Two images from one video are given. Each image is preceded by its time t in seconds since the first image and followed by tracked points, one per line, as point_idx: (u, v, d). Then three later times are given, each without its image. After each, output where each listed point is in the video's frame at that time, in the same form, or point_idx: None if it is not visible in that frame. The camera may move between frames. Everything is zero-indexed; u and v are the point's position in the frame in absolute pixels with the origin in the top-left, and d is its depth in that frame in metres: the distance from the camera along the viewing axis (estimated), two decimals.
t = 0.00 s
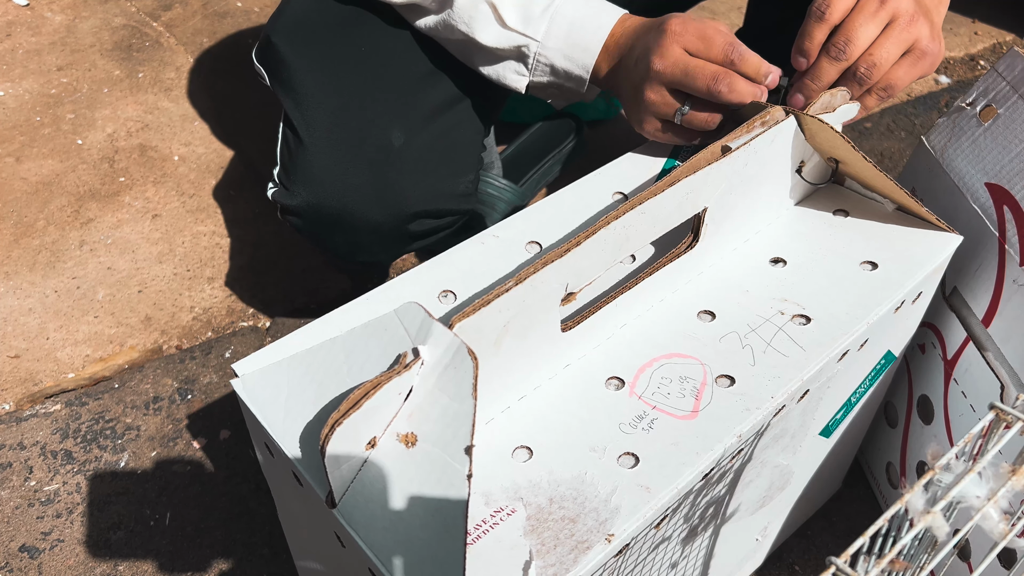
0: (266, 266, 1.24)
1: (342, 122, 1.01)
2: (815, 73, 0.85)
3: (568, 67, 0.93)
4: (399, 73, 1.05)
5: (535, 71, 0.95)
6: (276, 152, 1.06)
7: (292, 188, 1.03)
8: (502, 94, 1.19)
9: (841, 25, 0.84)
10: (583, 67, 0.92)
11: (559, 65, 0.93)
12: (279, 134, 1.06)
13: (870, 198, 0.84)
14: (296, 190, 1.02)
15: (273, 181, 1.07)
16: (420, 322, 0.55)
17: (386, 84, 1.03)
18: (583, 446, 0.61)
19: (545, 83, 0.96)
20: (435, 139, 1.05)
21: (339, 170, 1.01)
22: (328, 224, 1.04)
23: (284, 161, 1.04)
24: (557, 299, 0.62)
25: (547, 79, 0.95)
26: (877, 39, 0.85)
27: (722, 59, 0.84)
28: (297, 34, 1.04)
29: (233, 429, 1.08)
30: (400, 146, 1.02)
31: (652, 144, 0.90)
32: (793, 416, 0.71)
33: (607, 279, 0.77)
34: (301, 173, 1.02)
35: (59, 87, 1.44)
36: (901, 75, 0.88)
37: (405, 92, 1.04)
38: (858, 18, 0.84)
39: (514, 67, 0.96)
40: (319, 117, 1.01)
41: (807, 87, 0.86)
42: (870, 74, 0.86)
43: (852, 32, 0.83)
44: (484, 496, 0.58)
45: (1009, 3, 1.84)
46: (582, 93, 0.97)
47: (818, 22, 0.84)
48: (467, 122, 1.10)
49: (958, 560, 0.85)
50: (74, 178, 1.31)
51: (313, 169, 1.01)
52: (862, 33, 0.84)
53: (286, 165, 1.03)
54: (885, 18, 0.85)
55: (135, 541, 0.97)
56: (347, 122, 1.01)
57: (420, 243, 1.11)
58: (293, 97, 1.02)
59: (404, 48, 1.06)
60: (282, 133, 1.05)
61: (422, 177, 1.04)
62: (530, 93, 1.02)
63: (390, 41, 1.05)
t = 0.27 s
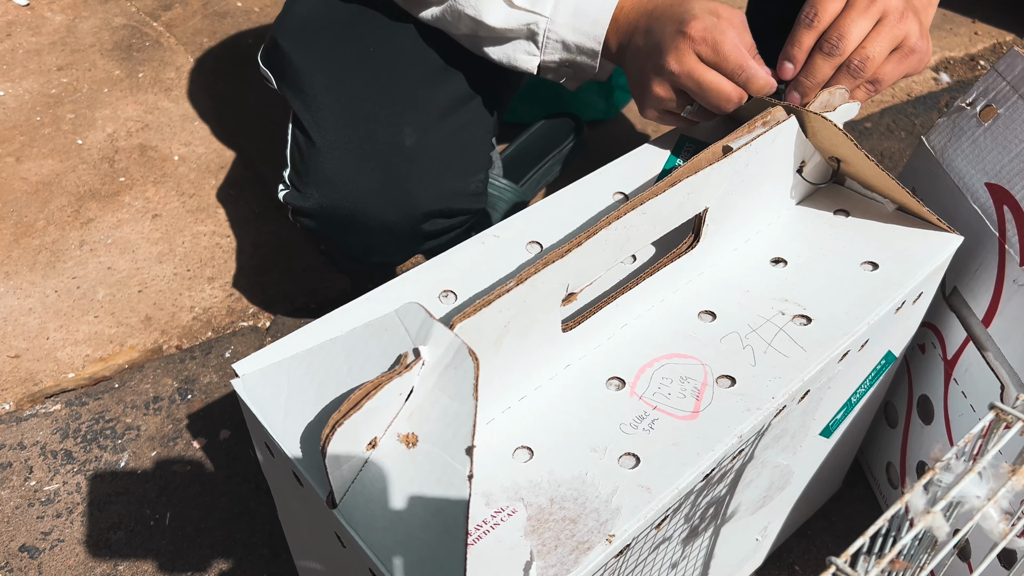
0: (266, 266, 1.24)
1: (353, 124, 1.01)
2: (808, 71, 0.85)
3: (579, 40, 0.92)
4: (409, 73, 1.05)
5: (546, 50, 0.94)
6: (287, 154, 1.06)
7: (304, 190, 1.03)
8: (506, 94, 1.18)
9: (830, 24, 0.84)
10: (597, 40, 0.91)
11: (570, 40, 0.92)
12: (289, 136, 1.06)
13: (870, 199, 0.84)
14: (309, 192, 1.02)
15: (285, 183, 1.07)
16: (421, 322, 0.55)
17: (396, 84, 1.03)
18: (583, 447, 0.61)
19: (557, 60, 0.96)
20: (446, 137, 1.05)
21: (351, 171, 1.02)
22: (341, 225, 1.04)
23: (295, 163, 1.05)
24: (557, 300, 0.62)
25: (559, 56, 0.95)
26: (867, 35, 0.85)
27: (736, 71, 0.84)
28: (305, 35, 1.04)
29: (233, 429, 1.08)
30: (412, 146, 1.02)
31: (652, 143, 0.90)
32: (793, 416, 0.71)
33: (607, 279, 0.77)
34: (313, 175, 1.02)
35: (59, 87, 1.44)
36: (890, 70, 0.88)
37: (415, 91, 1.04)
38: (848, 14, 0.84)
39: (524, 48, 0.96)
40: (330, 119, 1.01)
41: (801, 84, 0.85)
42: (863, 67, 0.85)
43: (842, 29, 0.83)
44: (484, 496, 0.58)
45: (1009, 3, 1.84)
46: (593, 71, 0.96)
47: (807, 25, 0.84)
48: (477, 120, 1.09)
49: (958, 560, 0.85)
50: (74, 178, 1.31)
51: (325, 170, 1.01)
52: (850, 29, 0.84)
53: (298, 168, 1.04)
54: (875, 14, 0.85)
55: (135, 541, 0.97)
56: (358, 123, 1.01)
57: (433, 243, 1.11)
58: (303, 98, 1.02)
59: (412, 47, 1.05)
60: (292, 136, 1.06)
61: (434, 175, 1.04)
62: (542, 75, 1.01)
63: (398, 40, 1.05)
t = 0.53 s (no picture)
0: (266, 266, 1.24)
1: (364, 130, 1.02)
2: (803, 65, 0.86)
3: (580, 45, 0.92)
4: (418, 77, 1.04)
5: (549, 54, 0.94)
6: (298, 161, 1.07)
7: (316, 197, 1.03)
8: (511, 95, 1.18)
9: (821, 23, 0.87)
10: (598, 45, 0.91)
11: (571, 45, 0.92)
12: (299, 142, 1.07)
13: (870, 199, 0.84)
14: (321, 199, 1.03)
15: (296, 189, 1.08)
16: (421, 322, 0.55)
17: (405, 89, 1.03)
18: (584, 447, 0.61)
19: (558, 66, 0.96)
20: (458, 141, 1.05)
21: (363, 178, 1.02)
22: (355, 232, 1.05)
23: (306, 169, 1.05)
24: (557, 300, 0.62)
25: (560, 61, 0.95)
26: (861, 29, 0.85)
27: (741, 79, 0.83)
28: (312, 41, 1.04)
29: (233, 429, 1.08)
30: (423, 151, 1.02)
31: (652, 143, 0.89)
32: (793, 417, 0.71)
33: (608, 280, 0.77)
34: (324, 182, 1.03)
35: (60, 86, 1.44)
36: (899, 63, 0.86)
37: (424, 95, 1.04)
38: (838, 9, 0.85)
39: (527, 52, 0.96)
40: (341, 126, 1.02)
41: (804, 70, 0.86)
42: (861, 65, 0.85)
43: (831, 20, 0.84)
44: (485, 496, 0.58)
45: (1009, 3, 1.84)
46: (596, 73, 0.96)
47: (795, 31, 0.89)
48: (487, 124, 1.09)
49: (959, 560, 0.85)
50: (74, 178, 1.31)
51: (338, 178, 1.02)
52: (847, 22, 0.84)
53: (310, 174, 1.04)
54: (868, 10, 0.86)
55: (135, 541, 0.97)
56: (370, 130, 1.02)
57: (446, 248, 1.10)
58: (315, 106, 1.03)
59: (422, 52, 1.05)
60: (302, 142, 1.06)
61: (447, 181, 1.04)
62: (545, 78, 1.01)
63: (408, 45, 1.05)
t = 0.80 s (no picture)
0: (266, 266, 1.24)
1: (360, 132, 1.02)
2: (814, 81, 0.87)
3: (590, 50, 0.92)
4: (416, 79, 1.04)
5: (556, 60, 0.94)
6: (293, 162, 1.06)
7: (311, 199, 1.03)
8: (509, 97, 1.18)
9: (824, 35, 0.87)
10: (606, 50, 0.92)
11: (580, 50, 0.92)
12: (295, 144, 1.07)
13: (868, 197, 0.84)
14: (316, 201, 1.03)
15: (291, 190, 1.08)
16: (418, 320, 0.55)
17: (402, 90, 1.03)
18: (581, 445, 0.61)
19: (564, 70, 0.96)
20: (455, 145, 1.05)
21: (358, 180, 1.02)
22: (350, 235, 1.05)
23: (302, 171, 1.05)
24: (555, 298, 0.62)
25: (568, 66, 0.95)
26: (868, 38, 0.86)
27: (722, 77, 0.87)
28: (311, 41, 1.04)
29: (233, 429, 1.08)
30: (419, 154, 1.03)
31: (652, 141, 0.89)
32: (791, 415, 0.71)
33: (606, 278, 0.77)
34: (320, 184, 1.02)
35: (60, 86, 1.44)
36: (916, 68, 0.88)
37: (422, 98, 1.04)
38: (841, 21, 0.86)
39: (533, 57, 0.95)
40: (337, 128, 1.02)
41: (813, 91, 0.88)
42: (878, 74, 0.87)
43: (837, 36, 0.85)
44: (483, 494, 0.58)
45: (1009, 3, 1.84)
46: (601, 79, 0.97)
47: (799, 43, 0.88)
48: (484, 127, 1.09)
49: (958, 560, 0.85)
50: (74, 178, 1.31)
51: (333, 180, 1.02)
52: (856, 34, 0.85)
53: (305, 176, 1.04)
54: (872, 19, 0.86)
55: (135, 541, 0.97)
56: (367, 133, 1.02)
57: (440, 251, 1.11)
58: (312, 108, 1.03)
59: (419, 54, 1.05)
60: (299, 143, 1.06)
61: (443, 185, 1.04)
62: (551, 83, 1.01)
63: (405, 47, 1.05)
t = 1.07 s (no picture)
0: (266, 266, 1.24)
1: (359, 135, 1.02)
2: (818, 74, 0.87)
3: (595, 34, 0.91)
4: (415, 81, 1.04)
5: (562, 44, 0.93)
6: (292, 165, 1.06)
7: (310, 202, 1.03)
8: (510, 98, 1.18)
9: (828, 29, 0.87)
10: (612, 32, 0.91)
11: (586, 33, 0.91)
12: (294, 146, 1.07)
13: (869, 198, 0.84)
14: (314, 204, 1.03)
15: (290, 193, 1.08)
16: (420, 322, 0.55)
17: (401, 93, 1.03)
18: (583, 446, 0.61)
19: (570, 56, 0.95)
20: (454, 148, 1.05)
21: (357, 183, 1.02)
22: (349, 238, 1.05)
23: (300, 174, 1.05)
24: (557, 299, 0.62)
25: (573, 51, 0.94)
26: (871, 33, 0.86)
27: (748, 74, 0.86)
28: (310, 44, 1.05)
29: (233, 429, 1.08)
30: (418, 157, 1.03)
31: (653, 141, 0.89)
32: (792, 416, 0.71)
33: (607, 279, 0.77)
34: (318, 187, 1.02)
35: (60, 86, 1.44)
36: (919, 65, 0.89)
37: (421, 100, 1.04)
38: (846, 14, 0.86)
39: (538, 42, 0.94)
40: (336, 131, 1.02)
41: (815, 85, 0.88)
42: (881, 68, 0.87)
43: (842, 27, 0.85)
44: (485, 495, 0.58)
45: (1009, 3, 1.84)
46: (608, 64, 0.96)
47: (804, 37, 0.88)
48: (484, 129, 1.09)
49: (959, 560, 0.85)
50: (74, 178, 1.31)
51: (332, 183, 1.02)
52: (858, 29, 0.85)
53: (304, 178, 1.04)
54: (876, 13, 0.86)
55: (135, 541, 0.97)
56: (366, 136, 1.02)
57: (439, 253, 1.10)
58: (310, 111, 1.03)
59: (419, 56, 1.05)
60: (298, 146, 1.06)
61: (442, 188, 1.04)
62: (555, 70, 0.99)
63: (404, 49, 1.05)
